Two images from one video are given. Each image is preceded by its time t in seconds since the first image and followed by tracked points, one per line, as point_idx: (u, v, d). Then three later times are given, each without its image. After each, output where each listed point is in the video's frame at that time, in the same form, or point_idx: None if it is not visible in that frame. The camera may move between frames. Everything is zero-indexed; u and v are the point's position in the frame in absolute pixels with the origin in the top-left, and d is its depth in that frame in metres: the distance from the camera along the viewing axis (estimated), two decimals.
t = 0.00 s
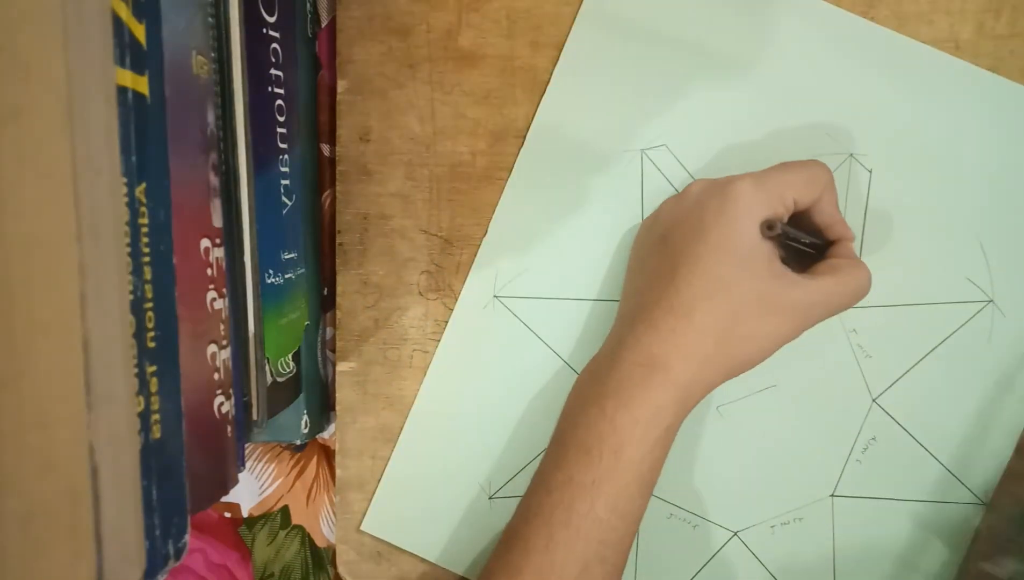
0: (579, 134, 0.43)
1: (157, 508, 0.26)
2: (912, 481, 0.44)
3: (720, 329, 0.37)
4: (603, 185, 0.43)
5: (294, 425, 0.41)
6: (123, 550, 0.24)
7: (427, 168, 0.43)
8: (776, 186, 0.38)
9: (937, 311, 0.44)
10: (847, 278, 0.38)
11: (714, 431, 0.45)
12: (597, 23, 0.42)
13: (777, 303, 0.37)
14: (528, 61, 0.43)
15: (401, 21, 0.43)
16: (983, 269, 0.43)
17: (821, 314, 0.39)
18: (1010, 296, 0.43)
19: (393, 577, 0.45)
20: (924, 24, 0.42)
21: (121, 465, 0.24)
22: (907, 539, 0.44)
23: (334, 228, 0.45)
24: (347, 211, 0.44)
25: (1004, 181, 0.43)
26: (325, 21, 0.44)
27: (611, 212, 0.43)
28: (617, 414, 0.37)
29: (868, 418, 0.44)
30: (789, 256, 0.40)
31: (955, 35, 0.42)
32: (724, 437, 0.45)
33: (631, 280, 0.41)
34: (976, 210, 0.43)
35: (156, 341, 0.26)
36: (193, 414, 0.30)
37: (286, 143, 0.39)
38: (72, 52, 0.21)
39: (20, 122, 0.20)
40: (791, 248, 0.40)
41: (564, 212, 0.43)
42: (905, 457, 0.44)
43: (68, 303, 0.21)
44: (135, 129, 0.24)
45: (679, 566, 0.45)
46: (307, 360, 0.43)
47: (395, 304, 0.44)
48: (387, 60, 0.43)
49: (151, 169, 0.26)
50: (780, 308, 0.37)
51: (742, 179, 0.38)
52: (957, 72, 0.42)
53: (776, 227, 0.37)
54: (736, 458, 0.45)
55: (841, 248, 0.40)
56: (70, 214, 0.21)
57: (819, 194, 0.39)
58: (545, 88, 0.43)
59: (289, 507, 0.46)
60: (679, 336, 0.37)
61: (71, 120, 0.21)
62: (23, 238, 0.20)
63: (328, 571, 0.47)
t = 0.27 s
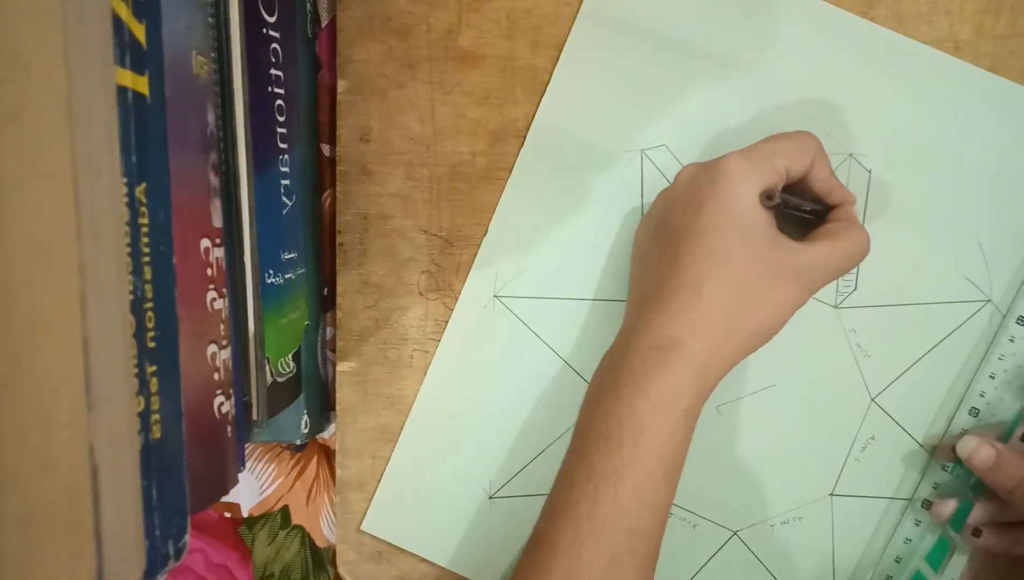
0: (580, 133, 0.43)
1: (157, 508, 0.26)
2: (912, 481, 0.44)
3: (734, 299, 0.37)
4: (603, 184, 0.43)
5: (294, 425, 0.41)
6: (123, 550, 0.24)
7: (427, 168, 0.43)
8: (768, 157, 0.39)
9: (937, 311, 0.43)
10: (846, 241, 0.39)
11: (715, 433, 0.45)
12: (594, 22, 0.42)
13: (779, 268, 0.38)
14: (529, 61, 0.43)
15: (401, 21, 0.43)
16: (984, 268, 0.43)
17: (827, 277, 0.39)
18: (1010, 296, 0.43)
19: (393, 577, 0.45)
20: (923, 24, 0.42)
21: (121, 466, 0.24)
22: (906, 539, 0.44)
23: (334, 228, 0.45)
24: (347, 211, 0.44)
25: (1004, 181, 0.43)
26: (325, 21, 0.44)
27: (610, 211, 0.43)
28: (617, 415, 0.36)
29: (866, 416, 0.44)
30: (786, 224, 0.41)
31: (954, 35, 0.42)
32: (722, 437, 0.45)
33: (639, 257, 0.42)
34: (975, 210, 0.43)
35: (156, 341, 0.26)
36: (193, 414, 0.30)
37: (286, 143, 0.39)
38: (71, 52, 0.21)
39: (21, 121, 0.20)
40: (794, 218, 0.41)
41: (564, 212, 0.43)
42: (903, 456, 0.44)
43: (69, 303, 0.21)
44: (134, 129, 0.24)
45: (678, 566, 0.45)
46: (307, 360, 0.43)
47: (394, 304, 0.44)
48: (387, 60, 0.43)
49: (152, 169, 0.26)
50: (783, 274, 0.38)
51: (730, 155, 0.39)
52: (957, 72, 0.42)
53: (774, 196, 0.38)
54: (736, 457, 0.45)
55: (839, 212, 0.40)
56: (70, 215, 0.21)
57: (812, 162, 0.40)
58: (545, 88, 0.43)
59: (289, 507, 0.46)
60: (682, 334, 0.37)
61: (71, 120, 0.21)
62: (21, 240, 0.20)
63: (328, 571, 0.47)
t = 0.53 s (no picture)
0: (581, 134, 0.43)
1: (157, 509, 0.26)
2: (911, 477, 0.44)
3: (740, 274, 0.37)
4: (604, 184, 0.43)
5: (294, 425, 0.41)
6: (123, 550, 0.24)
7: (427, 168, 0.43)
8: (753, 132, 0.39)
9: (937, 311, 0.44)
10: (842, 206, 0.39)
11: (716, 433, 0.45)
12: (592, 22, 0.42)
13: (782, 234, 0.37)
14: (529, 61, 0.43)
15: (401, 20, 0.43)
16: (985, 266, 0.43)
17: (828, 241, 0.39)
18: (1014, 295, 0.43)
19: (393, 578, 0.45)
20: (924, 24, 0.42)
21: (121, 466, 0.24)
22: (905, 537, 0.44)
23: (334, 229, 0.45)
24: (347, 211, 0.44)
25: (1004, 181, 0.43)
26: (325, 21, 0.44)
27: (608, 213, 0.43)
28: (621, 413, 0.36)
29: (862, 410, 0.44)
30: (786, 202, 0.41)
31: (954, 35, 0.42)
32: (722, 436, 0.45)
33: (640, 244, 0.42)
34: (975, 210, 0.43)
35: (156, 341, 0.26)
36: (193, 415, 0.30)
37: (286, 143, 0.39)
38: (71, 53, 0.21)
39: (20, 119, 0.20)
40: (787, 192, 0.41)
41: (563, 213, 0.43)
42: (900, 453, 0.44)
43: (69, 303, 0.22)
44: (134, 129, 0.24)
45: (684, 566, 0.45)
46: (307, 360, 0.43)
47: (394, 304, 0.44)
48: (387, 60, 0.43)
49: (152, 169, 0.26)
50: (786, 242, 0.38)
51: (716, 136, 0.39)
52: (958, 72, 0.42)
53: (765, 170, 0.38)
54: (736, 457, 0.45)
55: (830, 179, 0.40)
56: (70, 215, 0.21)
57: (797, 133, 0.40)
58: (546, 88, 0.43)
59: (289, 507, 0.46)
60: (681, 326, 0.36)
61: (70, 121, 0.21)
62: (20, 241, 0.20)
63: (328, 571, 0.47)
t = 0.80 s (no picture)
0: (566, 135, 0.44)
1: (157, 509, 0.26)
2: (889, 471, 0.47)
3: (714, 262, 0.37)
4: (605, 183, 0.44)
5: (294, 425, 0.41)
6: (123, 551, 0.24)
7: (427, 168, 0.43)
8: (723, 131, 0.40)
9: (881, 301, 0.46)
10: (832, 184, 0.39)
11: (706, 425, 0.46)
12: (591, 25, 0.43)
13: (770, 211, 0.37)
14: (529, 63, 0.43)
15: (401, 20, 0.43)
16: (931, 257, 0.46)
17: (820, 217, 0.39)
18: (945, 280, 0.46)
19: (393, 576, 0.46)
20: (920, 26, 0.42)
21: (121, 467, 0.24)
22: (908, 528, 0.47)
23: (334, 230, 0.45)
24: (347, 211, 0.44)
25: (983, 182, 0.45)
26: (325, 21, 0.43)
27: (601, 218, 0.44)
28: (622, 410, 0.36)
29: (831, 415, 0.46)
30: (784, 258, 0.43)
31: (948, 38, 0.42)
32: (715, 427, 0.46)
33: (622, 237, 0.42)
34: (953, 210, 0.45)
35: (156, 341, 0.26)
36: (192, 415, 0.30)
37: (286, 143, 0.39)
38: (71, 52, 0.21)
39: (20, 120, 0.20)
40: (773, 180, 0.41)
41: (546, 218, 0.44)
42: (876, 445, 0.47)
43: (69, 304, 0.21)
44: (134, 129, 0.24)
45: (682, 561, 0.47)
46: (307, 361, 0.42)
47: (394, 304, 0.44)
48: (387, 60, 0.43)
49: (152, 169, 0.26)
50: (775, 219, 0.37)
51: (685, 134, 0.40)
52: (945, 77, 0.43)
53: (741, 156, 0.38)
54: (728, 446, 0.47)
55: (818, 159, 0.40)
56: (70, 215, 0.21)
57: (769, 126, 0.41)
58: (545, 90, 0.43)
59: (289, 507, 0.46)
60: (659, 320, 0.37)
61: (70, 121, 0.21)
62: (22, 241, 0.20)
63: (328, 571, 0.47)
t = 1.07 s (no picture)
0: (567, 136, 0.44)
1: (157, 509, 0.26)
2: (888, 471, 0.47)
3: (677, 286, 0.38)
4: (605, 183, 0.44)
5: (293, 425, 0.41)
6: (123, 551, 0.24)
7: (427, 168, 0.44)
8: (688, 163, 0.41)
9: (881, 301, 0.46)
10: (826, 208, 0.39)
11: (706, 424, 0.46)
12: (591, 25, 0.43)
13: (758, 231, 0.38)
14: (528, 63, 0.43)
15: (401, 20, 0.43)
16: (932, 259, 0.46)
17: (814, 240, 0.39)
18: (947, 283, 0.46)
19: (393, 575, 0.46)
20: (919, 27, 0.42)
21: (121, 466, 0.24)
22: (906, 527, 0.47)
23: (334, 229, 0.45)
24: (347, 211, 0.44)
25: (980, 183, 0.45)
26: (325, 21, 0.43)
27: (602, 219, 0.44)
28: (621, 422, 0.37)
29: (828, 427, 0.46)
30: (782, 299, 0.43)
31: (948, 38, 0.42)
32: (715, 427, 0.46)
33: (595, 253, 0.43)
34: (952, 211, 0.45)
35: (156, 341, 0.26)
36: (192, 415, 0.30)
37: (286, 143, 0.39)
38: (71, 52, 0.21)
39: (19, 119, 0.20)
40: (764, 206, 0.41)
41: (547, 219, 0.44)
42: (876, 445, 0.47)
43: (69, 303, 0.21)
44: (134, 129, 0.24)
45: (681, 561, 0.47)
46: (307, 361, 0.42)
47: (393, 304, 0.44)
48: (387, 60, 0.43)
49: (152, 169, 0.26)
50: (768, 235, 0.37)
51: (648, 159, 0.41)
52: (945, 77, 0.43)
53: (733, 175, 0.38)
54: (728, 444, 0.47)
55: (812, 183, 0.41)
56: (70, 215, 0.21)
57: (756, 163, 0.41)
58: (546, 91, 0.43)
59: (289, 507, 0.46)
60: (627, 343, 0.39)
61: (69, 121, 0.21)
62: (22, 239, 0.20)
63: (329, 571, 0.47)
